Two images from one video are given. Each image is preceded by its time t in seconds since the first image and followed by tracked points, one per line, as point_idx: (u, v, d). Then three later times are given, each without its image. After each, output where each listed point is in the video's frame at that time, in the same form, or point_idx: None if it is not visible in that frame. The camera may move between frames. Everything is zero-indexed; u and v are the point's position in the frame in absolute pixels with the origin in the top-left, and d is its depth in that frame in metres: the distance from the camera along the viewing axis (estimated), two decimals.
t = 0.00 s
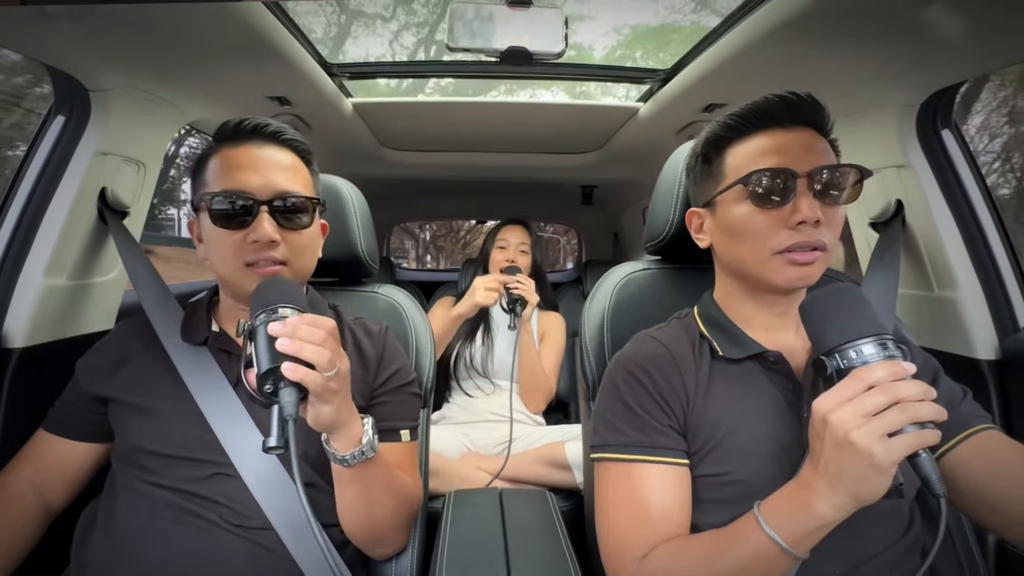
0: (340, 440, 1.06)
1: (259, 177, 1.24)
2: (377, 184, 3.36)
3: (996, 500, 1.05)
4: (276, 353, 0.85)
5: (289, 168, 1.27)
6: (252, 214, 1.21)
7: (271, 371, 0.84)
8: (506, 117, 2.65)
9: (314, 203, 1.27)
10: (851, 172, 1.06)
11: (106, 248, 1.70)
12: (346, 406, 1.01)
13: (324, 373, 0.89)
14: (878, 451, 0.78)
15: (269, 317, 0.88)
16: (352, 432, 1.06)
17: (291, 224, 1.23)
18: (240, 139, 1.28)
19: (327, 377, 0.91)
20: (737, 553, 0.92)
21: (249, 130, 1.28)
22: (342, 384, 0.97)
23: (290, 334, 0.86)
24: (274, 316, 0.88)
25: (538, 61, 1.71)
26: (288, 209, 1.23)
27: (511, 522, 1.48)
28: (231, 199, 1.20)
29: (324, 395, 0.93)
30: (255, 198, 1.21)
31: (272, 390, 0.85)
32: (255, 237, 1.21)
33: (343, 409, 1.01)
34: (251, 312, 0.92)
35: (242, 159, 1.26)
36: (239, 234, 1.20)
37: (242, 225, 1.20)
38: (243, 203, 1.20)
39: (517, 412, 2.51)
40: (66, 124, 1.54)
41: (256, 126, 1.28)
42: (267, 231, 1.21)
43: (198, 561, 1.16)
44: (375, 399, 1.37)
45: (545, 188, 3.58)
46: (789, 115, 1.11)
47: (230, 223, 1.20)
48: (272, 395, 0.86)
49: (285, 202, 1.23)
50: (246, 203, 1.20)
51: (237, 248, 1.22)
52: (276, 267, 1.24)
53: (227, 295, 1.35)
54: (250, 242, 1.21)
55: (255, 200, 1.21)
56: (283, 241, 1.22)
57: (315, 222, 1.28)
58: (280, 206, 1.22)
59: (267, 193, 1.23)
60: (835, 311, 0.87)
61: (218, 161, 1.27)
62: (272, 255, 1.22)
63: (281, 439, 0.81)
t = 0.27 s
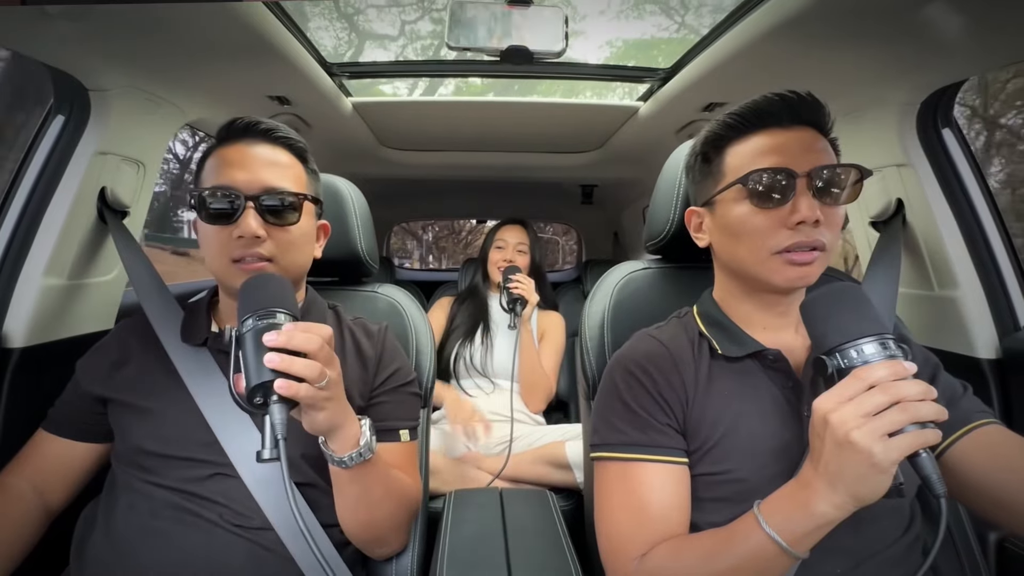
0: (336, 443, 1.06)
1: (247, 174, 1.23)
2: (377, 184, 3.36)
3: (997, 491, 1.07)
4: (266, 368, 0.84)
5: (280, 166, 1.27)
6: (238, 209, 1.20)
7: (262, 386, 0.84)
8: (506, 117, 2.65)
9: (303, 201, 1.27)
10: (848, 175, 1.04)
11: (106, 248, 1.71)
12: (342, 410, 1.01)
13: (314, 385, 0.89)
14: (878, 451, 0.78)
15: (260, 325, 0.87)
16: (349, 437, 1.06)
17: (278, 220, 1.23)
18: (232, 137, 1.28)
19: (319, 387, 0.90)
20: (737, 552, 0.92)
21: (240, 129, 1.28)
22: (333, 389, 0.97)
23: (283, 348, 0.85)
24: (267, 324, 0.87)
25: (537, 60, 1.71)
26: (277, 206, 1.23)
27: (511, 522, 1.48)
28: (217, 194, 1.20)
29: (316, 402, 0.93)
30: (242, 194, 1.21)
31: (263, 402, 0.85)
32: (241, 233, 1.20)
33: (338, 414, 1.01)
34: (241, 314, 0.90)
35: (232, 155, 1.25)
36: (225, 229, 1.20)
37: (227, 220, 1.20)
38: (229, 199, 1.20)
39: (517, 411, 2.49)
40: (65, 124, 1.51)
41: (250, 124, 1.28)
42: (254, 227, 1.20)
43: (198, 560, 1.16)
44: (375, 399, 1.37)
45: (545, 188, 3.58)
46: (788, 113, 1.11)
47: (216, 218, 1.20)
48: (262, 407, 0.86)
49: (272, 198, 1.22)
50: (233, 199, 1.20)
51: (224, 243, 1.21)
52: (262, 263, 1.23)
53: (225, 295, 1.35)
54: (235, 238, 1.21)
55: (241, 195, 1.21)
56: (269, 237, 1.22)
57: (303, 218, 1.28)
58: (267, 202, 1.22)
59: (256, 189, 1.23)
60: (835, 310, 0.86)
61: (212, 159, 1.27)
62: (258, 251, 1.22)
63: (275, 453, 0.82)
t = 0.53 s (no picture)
0: (337, 439, 1.07)
1: (247, 175, 1.24)
2: (375, 185, 3.36)
3: (1004, 487, 1.05)
4: (269, 351, 0.85)
5: (280, 167, 1.27)
6: (237, 211, 1.20)
7: (265, 370, 0.85)
8: (505, 119, 2.65)
9: (303, 202, 1.27)
10: (847, 177, 1.06)
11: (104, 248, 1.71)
12: (345, 402, 1.01)
13: (318, 370, 0.90)
14: (877, 452, 0.78)
15: (265, 310, 0.87)
16: (349, 433, 1.06)
17: (278, 222, 1.22)
18: (232, 138, 1.29)
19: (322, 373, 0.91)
20: (736, 552, 0.92)
21: (241, 131, 1.29)
22: (339, 377, 0.97)
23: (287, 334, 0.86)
24: (272, 309, 0.87)
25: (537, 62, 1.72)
26: (277, 207, 1.22)
27: (510, 523, 1.48)
28: (216, 196, 1.20)
29: (318, 390, 0.94)
30: (242, 196, 1.21)
31: (266, 385, 0.87)
32: (240, 235, 1.19)
33: (342, 406, 1.01)
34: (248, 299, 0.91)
35: (231, 157, 1.25)
36: (224, 231, 1.20)
37: (227, 222, 1.20)
38: (228, 200, 1.20)
39: (515, 413, 2.51)
40: (64, 124, 1.54)
41: (250, 126, 1.29)
42: (253, 228, 1.20)
43: (197, 561, 1.16)
44: (374, 399, 1.37)
45: (544, 189, 3.58)
46: (788, 117, 1.11)
47: (215, 221, 1.20)
48: (266, 390, 0.88)
49: (272, 199, 1.22)
50: (232, 200, 1.20)
51: (223, 246, 1.21)
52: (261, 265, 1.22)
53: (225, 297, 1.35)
54: (235, 240, 1.20)
55: (241, 197, 1.20)
56: (268, 239, 1.22)
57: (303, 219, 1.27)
58: (267, 203, 1.21)
59: (256, 190, 1.23)
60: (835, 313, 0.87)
61: (212, 161, 1.27)
62: (258, 253, 1.21)
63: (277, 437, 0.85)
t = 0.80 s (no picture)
0: (338, 437, 1.07)
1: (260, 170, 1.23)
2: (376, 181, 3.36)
3: (1004, 481, 1.04)
4: (278, 334, 0.91)
5: (290, 163, 1.27)
6: (251, 205, 1.19)
7: (273, 353, 0.91)
8: (506, 114, 2.64)
9: (315, 197, 1.27)
10: (851, 172, 1.05)
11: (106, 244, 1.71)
12: (349, 398, 1.03)
13: (325, 355, 0.96)
14: (879, 448, 0.78)
15: (276, 297, 0.94)
16: (351, 431, 1.07)
17: (291, 216, 1.22)
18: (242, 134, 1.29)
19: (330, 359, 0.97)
20: (738, 548, 0.92)
21: (250, 128, 1.30)
22: (346, 369, 1.01)
23: (295, 318, 0.92)
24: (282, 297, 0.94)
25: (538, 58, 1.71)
26: (290, 202, 1.22)
27: (511, 519, 1.48)
28: (230, 189, 1.19)
29: (327, 377, 0.98)
30: (256, 190, 1.21)
31: (275, 370, 0.93)
32: (254, 228, 1.19)
33: (348, 401, 1.04)
34: (258, 289, 0.98)
35: (242, 152, 1.25)
36: (238, 225, 1.19)
37: (241, 215, 1.19)
38: (241, 194, 1.19)
39: (517, 410, 2.50)
40: (65, 120, 1.54)
41: (261, 122, 1.30)
42: (267, 222, 1.19)
43: (199, 557, 1.16)
44: (376, 396, 1.37)
45: (546, 186, 3.57)
46: (796, 112, 1.12)
47: (229, 214, 1.19)
48: (275, 375, 0.93)
49: (286, 194, 1.21)
50: (246, 194, 1.19)
51: (235, 239, 1.20)
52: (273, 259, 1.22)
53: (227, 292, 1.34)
54: (248, 233, 1.19)
55: (255, 190, 1.20)
56: (281, 233, 1.21)
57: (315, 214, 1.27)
58: (281, 198, 1.21)
59: (269, 185, 1.23)
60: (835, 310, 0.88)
61: (223, 155, 1.27)
62: (270, 247, 1.21)
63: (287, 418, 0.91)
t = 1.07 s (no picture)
0: (336, 438, 1.07)
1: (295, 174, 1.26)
2: (375, 183, 3.36)
3: (1002, 487, 1.04)
4: (283, 331, 0.92)
5: (310, 170, 1.31)
6: (289, 206, 1.22)
7: (278, 349, 0.91)
8: (505, 117, 2.65)
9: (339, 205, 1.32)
10: (850, 179, 1.05)
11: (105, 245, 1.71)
12: (349, 400, 1.03)
13: (331, 352, 0.95)
14: (876, 454, 0.78)
15: (284, 296, 0.94)
16: (349, 433, 1.07)
17: (320, 221, 1.27)
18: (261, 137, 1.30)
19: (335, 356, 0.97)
20: (736, 552, 0.92)
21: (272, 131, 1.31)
22: (349, 369, 1.01)
23: (301, 314, 0.93)
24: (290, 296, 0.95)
25: (538, 61, 1.72)
26: (321, 206, 1.26)
27: (510, 522, 1.48)
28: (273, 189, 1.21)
29: (331, 373, 0.97)
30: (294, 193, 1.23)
31: (278, 367, 0.92)
32: (290, 229, 1.22)
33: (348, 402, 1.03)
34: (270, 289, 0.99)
35: (264, 156, 1.27)
36: (276, 225, 1.21)
37: (278, 215, 1.22)
38: (277, 195, 1.22)
39: (516, 413, 2.50)
40: (64, 121, 1.54)
41: (272, 126, 1.30)
42: (302, 223, 1.23)
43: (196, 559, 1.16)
44: (374, 398, 1.37)
45: (545, 188, 3.58)
46: (797, 117, 1.11)
47: (270, 213, 1.21)
48: (277, 371, 0.93)
49: (321, 201, 1.26)
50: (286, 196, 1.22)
51: (268, 239, 1.21)
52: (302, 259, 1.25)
53: (229, 292, 1.34)
54: (284, 233, 1.22)
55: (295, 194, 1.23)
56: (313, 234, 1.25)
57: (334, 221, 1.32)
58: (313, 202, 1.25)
59: (299, 188, 1.26)
60: (834, 314, 0.87)
61: (244, 156, 1.28)
62: (302, 247, 1.24)
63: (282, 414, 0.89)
